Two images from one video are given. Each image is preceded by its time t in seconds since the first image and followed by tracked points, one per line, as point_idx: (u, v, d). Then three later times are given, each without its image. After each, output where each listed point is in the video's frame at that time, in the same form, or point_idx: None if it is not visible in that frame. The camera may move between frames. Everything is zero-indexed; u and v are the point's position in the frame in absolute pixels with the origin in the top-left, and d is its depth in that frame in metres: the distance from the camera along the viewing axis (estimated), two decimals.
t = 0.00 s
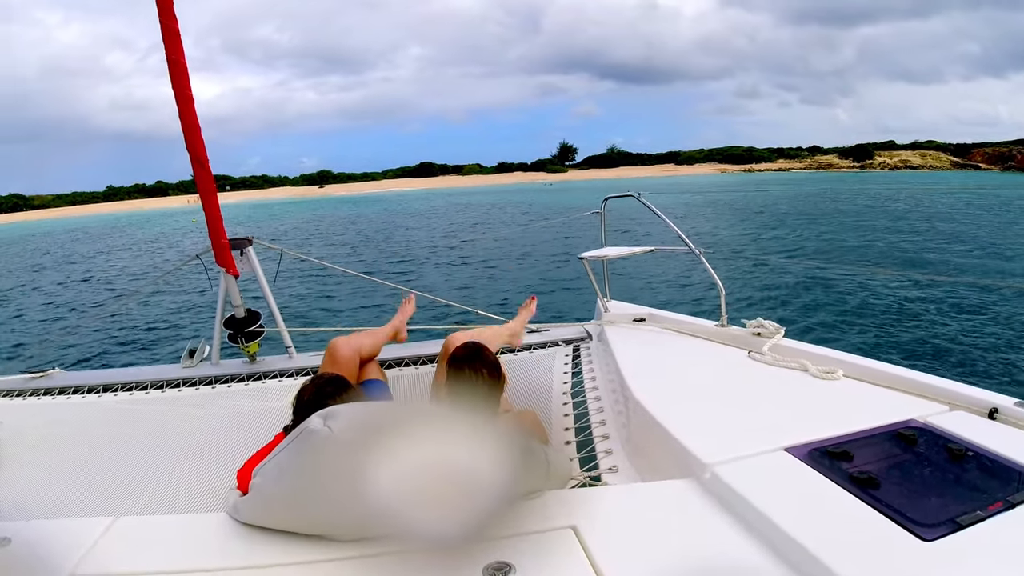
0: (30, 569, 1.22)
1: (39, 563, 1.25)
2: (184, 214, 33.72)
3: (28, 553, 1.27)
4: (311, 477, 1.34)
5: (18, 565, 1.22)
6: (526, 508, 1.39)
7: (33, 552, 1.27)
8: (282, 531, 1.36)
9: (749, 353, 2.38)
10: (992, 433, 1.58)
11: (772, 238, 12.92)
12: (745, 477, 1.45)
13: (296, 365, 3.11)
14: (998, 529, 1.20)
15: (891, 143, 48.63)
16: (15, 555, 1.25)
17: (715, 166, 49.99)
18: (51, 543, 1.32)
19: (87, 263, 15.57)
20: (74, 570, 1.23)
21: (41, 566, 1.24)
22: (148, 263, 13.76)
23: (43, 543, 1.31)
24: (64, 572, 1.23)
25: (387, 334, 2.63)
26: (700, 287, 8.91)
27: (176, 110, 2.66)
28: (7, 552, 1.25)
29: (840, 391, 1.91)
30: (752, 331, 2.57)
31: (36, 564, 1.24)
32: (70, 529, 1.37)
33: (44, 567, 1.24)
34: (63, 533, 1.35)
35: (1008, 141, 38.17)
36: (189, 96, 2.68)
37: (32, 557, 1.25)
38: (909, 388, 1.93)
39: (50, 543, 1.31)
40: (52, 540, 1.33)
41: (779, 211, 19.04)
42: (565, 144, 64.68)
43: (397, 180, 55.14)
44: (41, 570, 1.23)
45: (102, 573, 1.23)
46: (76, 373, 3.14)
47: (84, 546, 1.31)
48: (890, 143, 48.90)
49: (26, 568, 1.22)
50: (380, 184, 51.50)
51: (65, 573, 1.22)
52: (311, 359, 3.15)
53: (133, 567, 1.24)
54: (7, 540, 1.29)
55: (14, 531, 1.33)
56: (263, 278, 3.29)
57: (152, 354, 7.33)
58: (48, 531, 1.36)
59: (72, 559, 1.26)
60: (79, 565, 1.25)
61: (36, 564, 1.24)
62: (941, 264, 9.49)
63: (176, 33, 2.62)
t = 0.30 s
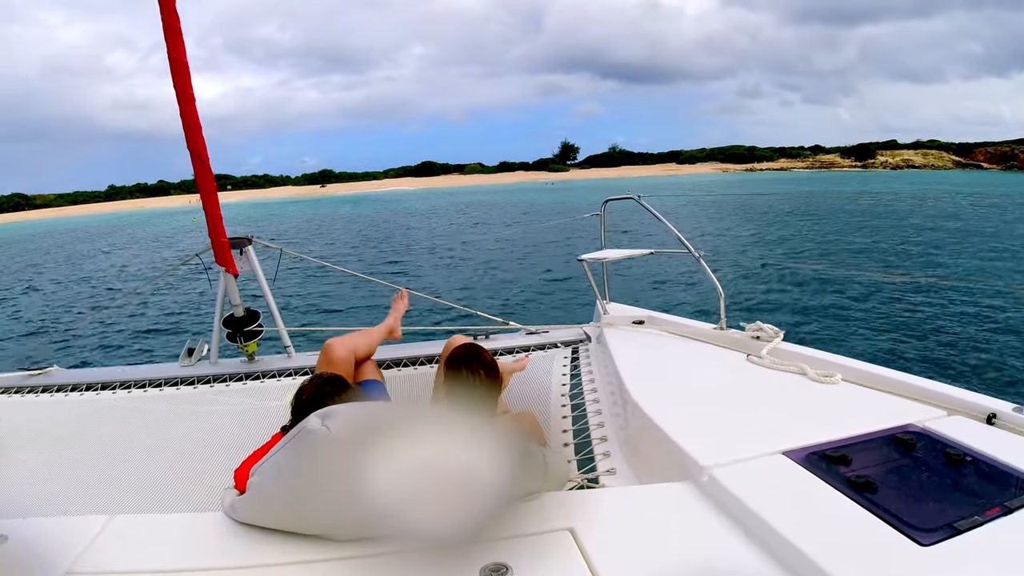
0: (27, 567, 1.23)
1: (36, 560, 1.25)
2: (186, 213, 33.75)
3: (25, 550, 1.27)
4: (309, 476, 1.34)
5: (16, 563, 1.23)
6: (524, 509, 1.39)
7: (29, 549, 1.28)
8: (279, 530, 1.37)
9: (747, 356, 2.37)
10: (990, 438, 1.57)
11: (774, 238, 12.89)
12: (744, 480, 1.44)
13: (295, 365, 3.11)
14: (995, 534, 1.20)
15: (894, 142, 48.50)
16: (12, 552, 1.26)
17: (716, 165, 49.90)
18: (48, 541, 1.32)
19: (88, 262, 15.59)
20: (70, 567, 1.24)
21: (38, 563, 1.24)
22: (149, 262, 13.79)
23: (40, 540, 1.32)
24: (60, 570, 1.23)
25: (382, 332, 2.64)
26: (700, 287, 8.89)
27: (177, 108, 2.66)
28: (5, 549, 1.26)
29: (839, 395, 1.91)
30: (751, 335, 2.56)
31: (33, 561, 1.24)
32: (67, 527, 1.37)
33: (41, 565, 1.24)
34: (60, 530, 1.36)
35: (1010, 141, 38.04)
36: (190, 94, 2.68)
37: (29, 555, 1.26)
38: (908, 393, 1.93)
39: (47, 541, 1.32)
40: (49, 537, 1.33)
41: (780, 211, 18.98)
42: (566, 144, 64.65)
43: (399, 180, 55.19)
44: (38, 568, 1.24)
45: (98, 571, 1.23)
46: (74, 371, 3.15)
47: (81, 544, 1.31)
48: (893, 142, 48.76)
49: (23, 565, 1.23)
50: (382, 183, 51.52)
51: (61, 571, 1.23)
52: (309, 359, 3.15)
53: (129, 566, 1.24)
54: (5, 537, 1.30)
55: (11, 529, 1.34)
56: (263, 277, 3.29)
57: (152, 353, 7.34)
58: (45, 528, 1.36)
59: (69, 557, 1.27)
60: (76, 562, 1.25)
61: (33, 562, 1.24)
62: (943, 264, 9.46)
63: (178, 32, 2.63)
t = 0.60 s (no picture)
0: (27, 566, 1.23)
1: (35, 559, 1.26)
2: (187, 213, 33.77)
3: (24, 549, 1.27)
4: (307, 475, 1.33)
5: (15, 561, 1.23)
6: (522, 509, 1.40)
7: (28, 549, 1.28)
8: (279, 530, 1.37)
9: (747, 358, 2.37)
10: (989, 440, 1.57)
11: (775, 238, 12.85)
12: (743, 481, 1.44)
13: (295, 364, 3.11)
14: (995, 536, 1.19)
15: (896, 141, 48.39)
16: (12, 551, 1.26)
17: (717, 164, 49.85)
18: (46, 540, 1.32)
19: (88, 262, 15.62)
20: (69, 567, 1.24)
21: (38, 563, 1.25)
22: (150, 262, 13.81)
23: (38, 539, 1.32)
24: (59, 569, 1.24)
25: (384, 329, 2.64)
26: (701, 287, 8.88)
27: (178, 107, 2.66)
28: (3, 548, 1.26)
29: (838, 397, 1.90)
30: (751, 337, 2.56)
31: (33, 561, 1.25)
32: (66, 525, 1.38)
33: (40, 564, 1.25)
34: (59, 529, 1.36)
35: (1013, 139, 37.91)
36: (190, 93, 2.68)
37: (28, 553, 1.26)
38: (907, 395, 1.93)
39: (46, 540, 1.32)
40: (49, 536, 1.34)
41: (781, 210, 18.94)
42: (568, 144, 64.63)
43: (400, 179, 55.20)
44: (38, 567, 1.24)
45: (97, 570, 1.23)
46: (73, 369, 3.16)
47: (79, 544, 1.31)
48: (895, 141, 48.66)
49: (23, 564, 1.23)
50: (383, 183, 51.52)
51: (59, 570, 1.23)
52: (309, 359, 3.16)
53: (128, 565, 1.24)
54: (4, 536, 1.30)
55: (10, 528, 1.34)
56: (263, 277, 3.29)
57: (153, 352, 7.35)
58: (44, 527, 1.37)
59: (68, 557, 1.27)
60: (75, 561, 1.26)
61: (33, 561, 1.25)
62: (944, 263, 9.43)
63: (180, 31, 2.63)
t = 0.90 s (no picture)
0: (27, 564, 1.24)
1: (37, 557, 1.26)
2: (188, 213, 33.77)
3: (25, 547, 1.28)
4: (307, 474, 1.33)
5: (16, 559, 1.23)
6: (523, 509, 1.39)
7: (30, 546, 1.29)
8: (279, 528, 1.37)
9: (748, 356, 2.37)
10: (989, 438, 1.57)
11: (776, 236, 12.83)
12: (743, 480, 1.45)
13: (295, 362, 3.12)
14: (994, 535, 1.20)
15: (898, 139, 48.30)
16: (13, 547, 1.27)
17: (718, 163, 49.85)
18: (47, 538, 1.32)
19: (89, 262, 15.65)
20: (70, 564, 1.25)
21: (39, 561, 1.25)
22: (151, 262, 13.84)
23: (40, 536, 1.33)
24: (60, 568, 1.24)
25: (386, 330, 2.64)
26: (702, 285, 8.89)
27: (178, 105, 2.66)
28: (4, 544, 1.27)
29: (839, 396, 1.91)
30: (752, 335, 2.56)
31: (34, 559, 1.25)
32: (67, 523, 1.38)
33: (42, 562, 1.25)
34: (60, 527, 1.37)
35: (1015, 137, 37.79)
36: (191, 92, 2.68)
37: (29, 551, 1.27)
38: (908, 393, 1.92)
39: (48, 539, 1.33)
40: (50, 534, 1.34)
41: (782, 208, 18.93)
42: (568, 143, 64.58)
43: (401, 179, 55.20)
44: (39, 564, 1.25)
45: (98, 568, 1.24)
46: (74, 367, 3.16)
47: (80, 542, 1.32)
48: (896, 139, 48.54)
49: (24, 563, 1.23)
50: (384, 183, 51.50)
51: (60, 568, 1.24)
52: (309, 357, 3.16)
53: (128, 562, 1.25)
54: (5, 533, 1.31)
55: (11, 525, 1.35)
56: (263, 275, 3.29)
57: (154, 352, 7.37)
58: (45, 525, 1.37)
59: (68, 555, 1.27)
60: (75, 559, 1.26)
61: (33, 559, 1.25)
62: (947, 261, 9.41)
63: (180, 29, 2.63)
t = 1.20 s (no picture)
0: (29, 561, 1.23)
1: (39, 553, 1.27)
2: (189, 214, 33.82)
3: (26, 544, 1.28)
4: (308, 471, 1.33)
5: (18, 556, 1.24)
6: (524, 505, 1.40)
7: (31, 543, 1.29)
8: (280, 525, 1.38)
9: (748, 352, 2.37)
10: (989, 435, 1.57)
11: (776, 236, 12.82)
12: (744, 476, 1.44)
13: (296, 360, 3.12)
14: (995, 531, 1.20)
15: (898, 139, 48.28)
16: (15, 544, 1.27)
17: (719, 163, 49.86)
18: (49, 536, 1.32)
19: (89, 264, 15.70)
20: (72, 562, 1.25)
21: (42, 557, 1.26)
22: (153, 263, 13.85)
23: (41, 534, 1.32)
24: (61, 565, 1.24)
25: (385, 326, 2.63)
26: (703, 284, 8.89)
27: (178, 103, 2.67)
28: (5, 542, 1.27)
29: (840, 392, 1.91)
30: (752, 331, 2.56)
31: (37, 555, 1.25)
32: (68, 521, 1.38)
33: (43, 559, 1.25)
34: (61, 525, 1.37)
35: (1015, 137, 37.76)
36: (191, 89, 2.69)
37: (30, 547, 1.27)
38: (908, 389, 1.92)
39: (49, 537, 1.33)
40: (52, 532, 1.34)
41: (783, 208, 18.94)
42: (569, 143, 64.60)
43: (401, 179, 55.22)
44: (40, 561, 1.25)
45: (100, 565, 1.24)
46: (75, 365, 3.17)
47: (81, 540, 1.32)
48: (897, 139, 48.51)
49: (26, 559, 1.24)
50: (384, 183, 51.56)
51: (62, 565, 1.24)
52: (310, 354, 3.16)
53: (131, 559, 1.25)
54: (7, 531, 1.31)
55: (13, 522, 1.35)
56: (264, 272, 3.29)
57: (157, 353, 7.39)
58: (46, 523, 1.37)
59: (70, 552, 1.28)
60: (78, 556, 1.27)
61: (36, 556, 1.25)
62: (947, 261, 9.40)
63: (179, 26, 2.64)
